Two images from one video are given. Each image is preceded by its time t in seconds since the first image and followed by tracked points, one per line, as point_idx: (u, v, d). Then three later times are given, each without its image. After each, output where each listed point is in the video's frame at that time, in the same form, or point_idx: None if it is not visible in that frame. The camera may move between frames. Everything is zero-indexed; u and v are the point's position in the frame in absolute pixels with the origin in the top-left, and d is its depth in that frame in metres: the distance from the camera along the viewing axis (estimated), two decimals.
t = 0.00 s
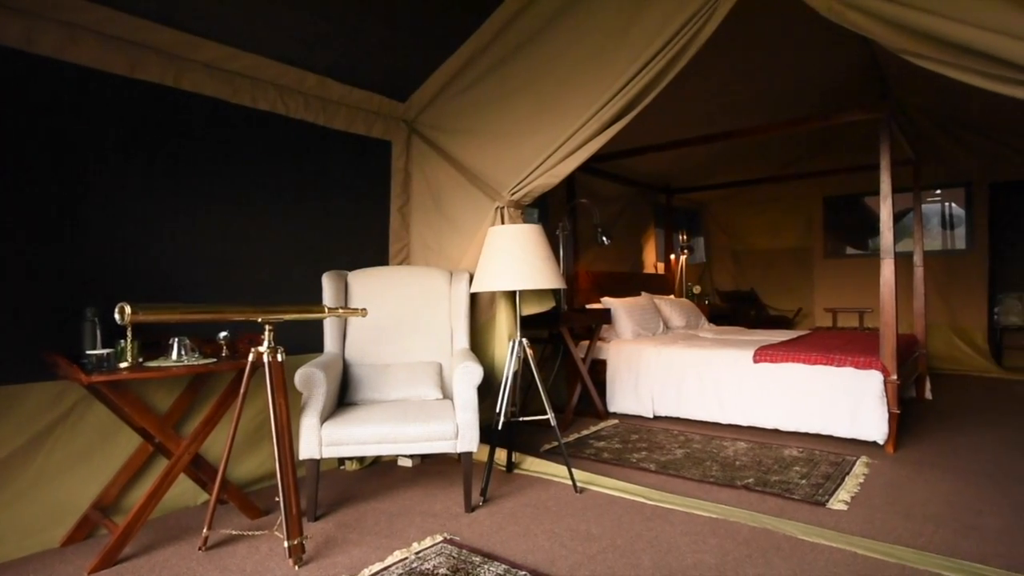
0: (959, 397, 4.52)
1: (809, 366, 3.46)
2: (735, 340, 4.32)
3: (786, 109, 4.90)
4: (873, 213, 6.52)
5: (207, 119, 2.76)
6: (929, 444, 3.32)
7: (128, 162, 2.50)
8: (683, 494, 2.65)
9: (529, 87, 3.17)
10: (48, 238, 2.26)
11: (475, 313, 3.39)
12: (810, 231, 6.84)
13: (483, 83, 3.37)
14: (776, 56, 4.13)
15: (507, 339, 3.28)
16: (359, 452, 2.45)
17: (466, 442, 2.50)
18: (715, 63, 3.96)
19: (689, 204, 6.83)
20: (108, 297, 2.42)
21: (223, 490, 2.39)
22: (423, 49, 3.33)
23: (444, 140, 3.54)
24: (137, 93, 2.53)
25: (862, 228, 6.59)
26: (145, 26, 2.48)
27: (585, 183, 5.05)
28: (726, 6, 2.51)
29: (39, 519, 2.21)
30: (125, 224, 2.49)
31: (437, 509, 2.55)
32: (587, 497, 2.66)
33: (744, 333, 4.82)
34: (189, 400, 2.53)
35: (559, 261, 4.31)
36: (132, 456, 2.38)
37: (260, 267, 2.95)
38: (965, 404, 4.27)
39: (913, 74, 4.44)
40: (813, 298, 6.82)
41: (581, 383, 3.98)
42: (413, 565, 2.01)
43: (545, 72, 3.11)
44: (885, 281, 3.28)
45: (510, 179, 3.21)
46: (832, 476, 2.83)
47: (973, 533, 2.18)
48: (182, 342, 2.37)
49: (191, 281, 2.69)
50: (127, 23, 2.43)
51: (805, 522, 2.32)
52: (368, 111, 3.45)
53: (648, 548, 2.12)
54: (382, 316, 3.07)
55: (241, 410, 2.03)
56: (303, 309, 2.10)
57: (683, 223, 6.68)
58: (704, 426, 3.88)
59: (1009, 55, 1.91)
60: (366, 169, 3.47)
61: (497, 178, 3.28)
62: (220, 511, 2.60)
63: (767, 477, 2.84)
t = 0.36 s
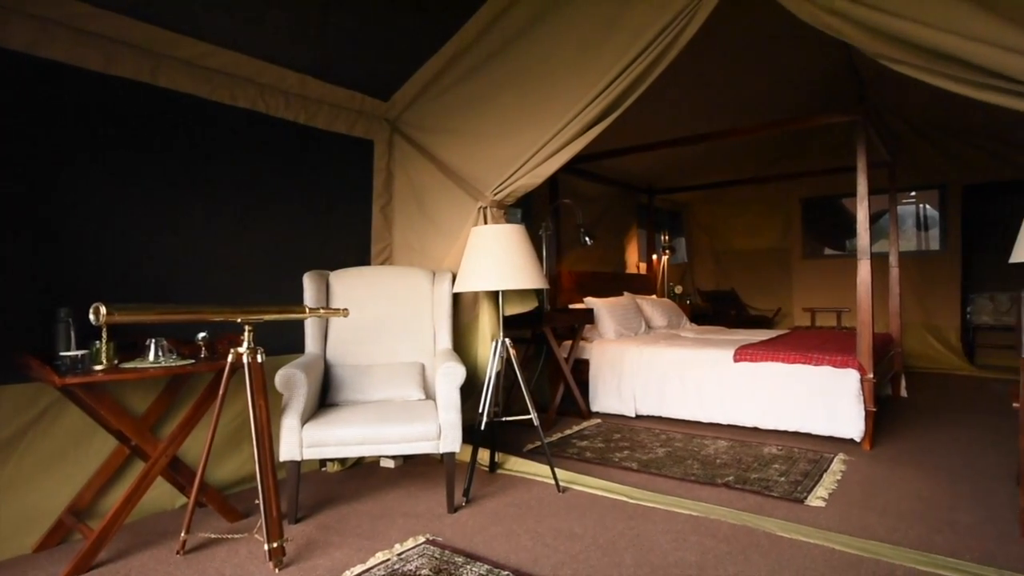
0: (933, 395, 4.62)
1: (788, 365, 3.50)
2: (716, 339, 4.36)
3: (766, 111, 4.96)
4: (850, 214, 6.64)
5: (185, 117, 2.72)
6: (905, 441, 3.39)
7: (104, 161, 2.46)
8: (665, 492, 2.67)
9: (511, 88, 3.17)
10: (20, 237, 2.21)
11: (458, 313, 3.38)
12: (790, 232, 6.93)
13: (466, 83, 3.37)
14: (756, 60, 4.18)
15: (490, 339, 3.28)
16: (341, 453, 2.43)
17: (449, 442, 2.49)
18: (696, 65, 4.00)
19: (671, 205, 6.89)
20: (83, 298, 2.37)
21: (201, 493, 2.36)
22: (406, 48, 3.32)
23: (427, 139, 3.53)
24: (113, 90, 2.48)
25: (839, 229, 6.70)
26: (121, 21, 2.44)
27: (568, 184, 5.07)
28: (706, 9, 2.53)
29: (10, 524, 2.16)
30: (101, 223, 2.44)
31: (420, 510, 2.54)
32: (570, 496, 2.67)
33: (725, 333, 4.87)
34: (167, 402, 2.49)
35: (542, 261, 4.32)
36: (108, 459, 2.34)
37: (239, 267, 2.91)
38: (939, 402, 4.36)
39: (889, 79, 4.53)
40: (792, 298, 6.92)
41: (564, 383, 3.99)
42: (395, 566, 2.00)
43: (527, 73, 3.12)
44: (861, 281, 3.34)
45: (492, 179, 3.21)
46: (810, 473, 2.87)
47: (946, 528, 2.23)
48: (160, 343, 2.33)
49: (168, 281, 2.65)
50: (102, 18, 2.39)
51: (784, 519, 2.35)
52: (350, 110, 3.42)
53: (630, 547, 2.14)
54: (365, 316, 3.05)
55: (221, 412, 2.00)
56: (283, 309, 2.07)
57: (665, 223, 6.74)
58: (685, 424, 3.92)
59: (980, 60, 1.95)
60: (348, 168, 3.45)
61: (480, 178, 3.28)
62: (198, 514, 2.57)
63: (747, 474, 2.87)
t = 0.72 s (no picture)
0: (908, 393, 4.71)
1: (768, 364, 3.55)
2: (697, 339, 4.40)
3: (746, 113, 5.02)
4: (828, 215, 6.75)
5: (163, 115, 2.68)
6: (880, 438, 3.45)
7: (80, 159, 2.42)
8: (646, 491, 2.69)
9: (494, 88, 3.17)
10: None
11: (441, 313, 3.37)
12: (769, 233, 7.02)
13: (449, 83, 3.36)
14: (736, 64, 4.23)
15: (473, 339, 3.27)
16: (322, 455, 2.41)
17: (432, 443, 2.48)
18: (677, 67, 4.03)
19: (654, 206, 6.94)
20: (58, 298, 2.33)
21: (179, 496, 2.32)
22: (388, 47, 3.30)
23: (410, 138, 3.51)
24: (88, 86, 2.44)
25: (818, 230, 6.80)
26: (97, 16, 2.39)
27: (551, 184, 5.08)
28: (686, 13, 2.56)
29: None
30: (76, 222, 2.39)
31: (402, 511, 2.53)
32: (552, 496, 2.68)
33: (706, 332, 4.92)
34: (144, 404, 2.44)
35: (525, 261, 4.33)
36: (82, 462, 2.28)
37: (218, 267, 2.88)
38: (914, 400, 4.44)
39: (866, 83, 4.60)
40: (771, 298, 7.01)
41: (547, 382, 4.00)
42: (376, 568, 1.99)
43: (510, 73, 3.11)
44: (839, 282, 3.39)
45: (475, 179, 3.21)
46: (789, 471, 2.91)
47: (920, 524, 2.28)
48: (136, 344, 2.29)
49: (145, 281, 2.61)
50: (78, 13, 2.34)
51: (763, 516, 2.38)
52: (331, 109, 3.40)
53: (612, 545, 2.15)
54: (346, 317, 3.03)
55: (199, 415, 1.96)
56: (263, 309, 2.02)
57: (648, 224, 6.78)
58: (667, 423, 3.95)
59: (952, 64, 2.00)
60: (330, 168, 3.42)
61: (463, 178, 3.28)
62: (176, 518, 2.53)
63: (727, 473, 2.90)
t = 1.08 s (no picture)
0: (879, 391, 4.81)
1: (744, 363, 3.60)
2: (675, 338, 4.44)
3: (723, 115, 5.09)
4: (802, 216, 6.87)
5: (134, 112, 2.63)
6: (852, 435, 3.52)
7: (49, 156, 2.36)
8: (625, 490, 2.71)
9: (473, 88, 3.17)
10: None
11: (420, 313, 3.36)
12: (745, 233, 7.13)
13: (427, 83, 3.34)
14: (712, 67, 4.28)
15: (452, 339, 3.26)
16: (298, 457, 2.38)
17: (410, 444, 2.47)
18: (655, 68, 4.07)
19: (632, 206, 6.99)
20: (25, 299, 2.27)
21: (151, 500, 2.27)
22: (366, 46, 3.27)
23: (388, 137, 3.49)
24: (56, 81, 2.38)
25: (792, 231, 6.92)
26: (65, 10, 2.33)
27: (531, 184, 5.09)
28: (664, 16, 2.58)
29: None
30: (43, 221, 2.33)
31: (381, 513, 2.51)
32: (532, 496, 2.68)
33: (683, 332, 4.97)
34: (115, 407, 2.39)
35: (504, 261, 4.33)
36: (50, 467, 2.22)
37: (192, 266, 2.83)
38: (885, 398, 4.54)
39: (838, 87, 4.69)
40: (747, 298, 7.11)
41: (526, 382, 4.01)
42: (354, 571, 1.97)
43: (490, 73, 3.11)
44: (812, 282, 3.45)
45: (455, 179, 3.20)
46: (764, 468, 2.96)
47: (890, 518, 2.33)
48: (106, 345, 2.24)
49: (117, 282, 2.55)
50: (46, 6, 2.28)
51: (739, 513, 2.42)
52: (309, 107, 3.36)
53: (591, 544, 2.16)
54: (324, 317, 2.99)
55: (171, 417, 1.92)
56: (238, 309, 1.96)
57: (626, 224, 6.84)
58: (645, 422, 3.98)
59: (921, 70, 2.05)
60: (307, 166, 3.38)
61: (442, 178, 3.27)
62: (148, 523, 2.48)
63: (704, 470, 2.94)
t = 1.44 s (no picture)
0: (856, 389, 4.89)
1: (724, 362, 3.64)
2: (656, 338, 4.47)
3: (703, 116, 5.13)
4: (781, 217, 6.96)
5: (109, 109, 2.58)
6: (829, 433, 3.58)
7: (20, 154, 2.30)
8: (606, 488, 2.73)
9: (455, 87, 3.16)
10: None
11: (402, 313, 3.34)
12: (726, 234, 7.20)
13: (409, 82, 3.32)
14: (694, 68, 4.32)
15: (435, 339, 3.25)
16: (278, 459, 2.36)
17: (393, 444, 2.45)
18: (637, 69, 4.09)
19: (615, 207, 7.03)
20: None
21: (127, 504, 2.23)
22: (348, 44, 3.25)
23: (370, 136, 3.47)
24: (28, 77, 2.32)
25: (771, 232, 7.01)
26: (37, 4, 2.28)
27: (514, 184, 5.09)
28: (646, 18, 2.60)
29: None
30: (14, 220, 2.28)
31: (362, 514, 2.50)
32: (515, 495, 2.68)
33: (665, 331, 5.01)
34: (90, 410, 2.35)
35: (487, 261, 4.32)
36: (22, 472, 2.17)
37: (170, 266, 2.78)
38: (861, 396, 4.62)
39: (817, 90, 4.76)
40: (728, 298, 7.19)
41: (509, 382, 4.01)
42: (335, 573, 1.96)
43: (472, 73, 3.10)
44: (791, 282, 3.50)
45: (437, 179, 3.19)
46: (744, 466, 2.99)
47: (865, 514, 2.37)
48: (80, 346, 2.19)
49: (91, 281, 2.50)
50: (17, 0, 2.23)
51: (718, 510, 2.44)
52: (290, 105, 3.33)
53: (573, 543, 2.16)
54: (305, 317, 2.97)
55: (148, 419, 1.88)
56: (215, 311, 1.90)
57: (609, 224, 6.87)
58: (628, 421, 4.01)
59: (896, 75, 2.09)
60: (288, 165, 3.35)
61: (425, 177, 3.26)
62: (123, 527, 2.43)
63: (685, 469, 2.97)
